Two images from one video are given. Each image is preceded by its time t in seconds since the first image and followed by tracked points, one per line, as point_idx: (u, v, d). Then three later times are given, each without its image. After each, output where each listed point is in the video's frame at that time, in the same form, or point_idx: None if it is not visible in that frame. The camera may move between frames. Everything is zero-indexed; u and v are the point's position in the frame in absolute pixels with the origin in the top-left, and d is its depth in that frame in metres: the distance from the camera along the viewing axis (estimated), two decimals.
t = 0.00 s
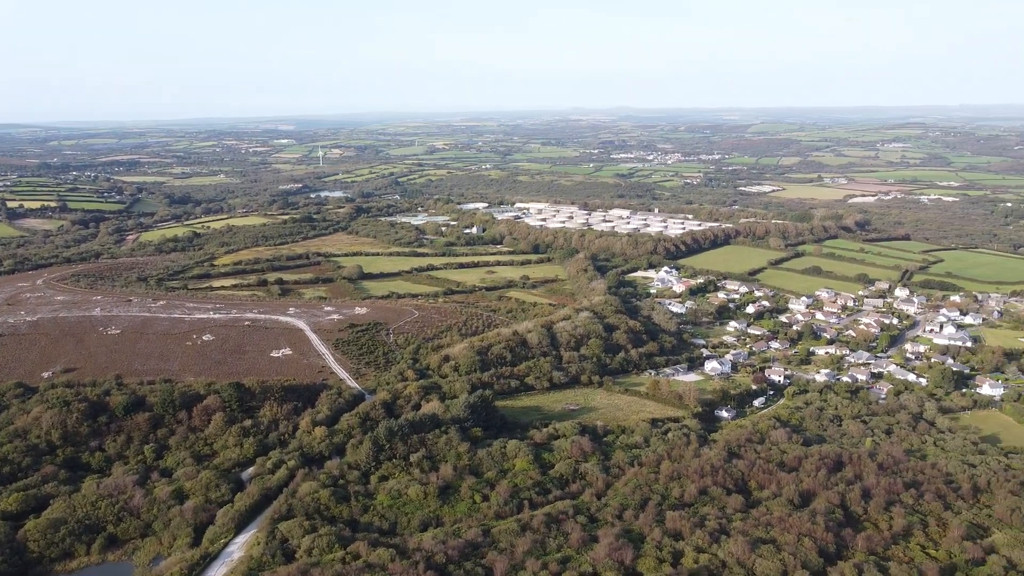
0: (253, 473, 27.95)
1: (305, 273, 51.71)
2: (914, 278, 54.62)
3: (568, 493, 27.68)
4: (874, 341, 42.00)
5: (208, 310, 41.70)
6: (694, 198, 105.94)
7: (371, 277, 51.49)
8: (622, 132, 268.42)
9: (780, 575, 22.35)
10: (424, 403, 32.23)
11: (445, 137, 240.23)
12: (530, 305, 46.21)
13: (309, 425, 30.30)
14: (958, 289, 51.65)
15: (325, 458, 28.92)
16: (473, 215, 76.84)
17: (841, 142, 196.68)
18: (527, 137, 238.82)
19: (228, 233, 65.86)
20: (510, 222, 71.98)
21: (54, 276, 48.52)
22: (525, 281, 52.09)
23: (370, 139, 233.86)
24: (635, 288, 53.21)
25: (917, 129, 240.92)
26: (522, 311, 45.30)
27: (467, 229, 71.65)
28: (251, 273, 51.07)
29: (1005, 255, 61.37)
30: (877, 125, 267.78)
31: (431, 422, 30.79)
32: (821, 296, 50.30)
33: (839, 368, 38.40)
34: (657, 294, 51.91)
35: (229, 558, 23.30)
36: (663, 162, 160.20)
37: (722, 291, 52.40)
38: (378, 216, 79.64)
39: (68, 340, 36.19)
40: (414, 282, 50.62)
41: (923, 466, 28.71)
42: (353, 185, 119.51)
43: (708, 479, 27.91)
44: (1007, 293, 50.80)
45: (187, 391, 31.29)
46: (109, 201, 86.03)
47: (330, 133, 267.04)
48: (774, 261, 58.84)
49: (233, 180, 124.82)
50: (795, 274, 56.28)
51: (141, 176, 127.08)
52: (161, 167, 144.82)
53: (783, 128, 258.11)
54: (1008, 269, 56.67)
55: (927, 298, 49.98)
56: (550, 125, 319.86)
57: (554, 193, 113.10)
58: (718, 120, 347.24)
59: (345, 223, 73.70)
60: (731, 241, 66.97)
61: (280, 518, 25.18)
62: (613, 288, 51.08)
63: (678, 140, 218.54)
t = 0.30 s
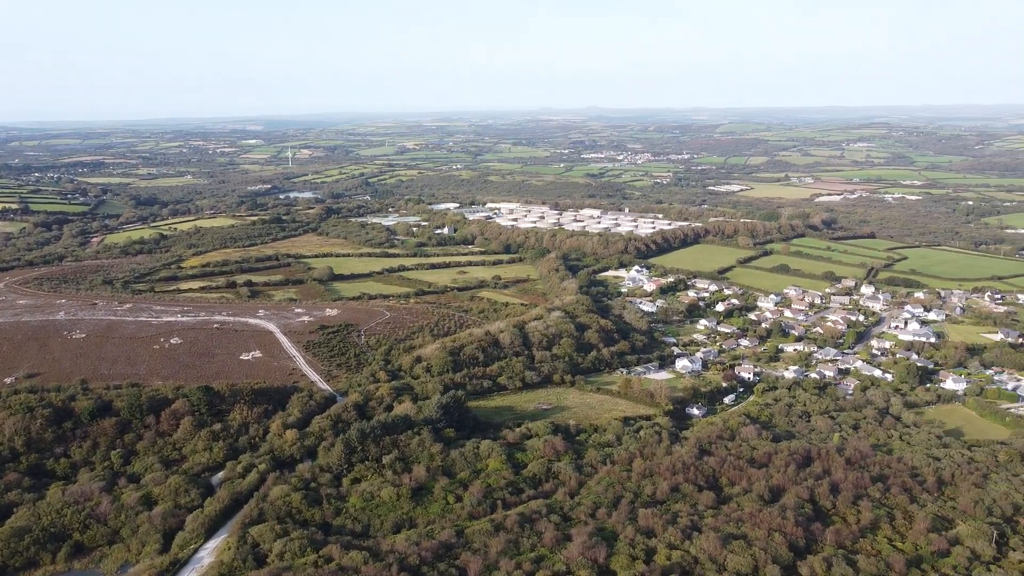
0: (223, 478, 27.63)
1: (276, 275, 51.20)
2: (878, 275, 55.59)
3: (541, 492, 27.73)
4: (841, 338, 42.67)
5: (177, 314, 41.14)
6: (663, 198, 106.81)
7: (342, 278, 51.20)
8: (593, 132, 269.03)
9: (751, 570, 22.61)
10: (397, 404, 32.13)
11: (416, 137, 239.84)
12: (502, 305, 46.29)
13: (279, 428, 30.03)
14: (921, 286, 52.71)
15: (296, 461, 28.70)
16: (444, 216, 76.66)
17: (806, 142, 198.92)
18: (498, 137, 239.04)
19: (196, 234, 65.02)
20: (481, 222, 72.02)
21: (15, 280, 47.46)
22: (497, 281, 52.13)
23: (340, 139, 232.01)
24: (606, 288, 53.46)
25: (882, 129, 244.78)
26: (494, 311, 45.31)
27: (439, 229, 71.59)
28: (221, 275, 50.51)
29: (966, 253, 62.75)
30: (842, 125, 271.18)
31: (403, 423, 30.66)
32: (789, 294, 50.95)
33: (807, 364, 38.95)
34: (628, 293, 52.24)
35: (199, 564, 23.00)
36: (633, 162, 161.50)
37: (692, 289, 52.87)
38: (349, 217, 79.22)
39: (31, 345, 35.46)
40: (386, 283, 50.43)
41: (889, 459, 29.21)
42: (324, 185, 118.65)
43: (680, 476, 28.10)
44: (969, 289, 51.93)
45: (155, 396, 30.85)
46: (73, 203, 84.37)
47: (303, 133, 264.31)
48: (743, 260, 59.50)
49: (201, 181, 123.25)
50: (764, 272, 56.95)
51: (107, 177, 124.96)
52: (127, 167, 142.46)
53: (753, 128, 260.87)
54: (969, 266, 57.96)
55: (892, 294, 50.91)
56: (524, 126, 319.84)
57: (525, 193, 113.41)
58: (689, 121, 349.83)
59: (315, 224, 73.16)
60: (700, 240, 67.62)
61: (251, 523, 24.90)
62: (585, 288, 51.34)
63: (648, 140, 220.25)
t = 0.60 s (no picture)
0: (192, 483, 27.26)
1: (245, 277, 50.65)
2: (845, 273, 56.41)
3: (514, 492, 27.73)
4: (809, 335, 43.23)
5: (143, 317, 40.55)
6: (633, 197, 107.45)
7: (313, 279, 50.83)
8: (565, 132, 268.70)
9: (723, 566, 22.82)
10: (368, 406, 31.97)
11: (385, 137, 239.16)
12: (474, 305, 46.28)
13: (250, 431, 29.73)
14: (886, 283, 53.62)
15: (267, 464, 28.43)
16: (415, 216, 76.38)
17: (774, 142, 200.81)
18: (469, 137, 238.90)
19: (162, 236, 64.08)
20: (451, 222, 71.89)
21: None
22: (469, 281, 52.09)
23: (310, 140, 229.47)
24: (578, 287, 53.65)
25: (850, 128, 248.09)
26: (466, 312, 45.26)
27: (410, 230, 71.37)
28: (188, 277, 49.89)
29: (929, 250, 63.94)
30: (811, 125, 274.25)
31: (375, 425, 30.50)
32: (758, 291, 51.52)
33: (776, 361, 39.41)
34: (599, 292, 52.47)
35: (168, 570, 22.63)
36: (602, 161, 162.45)
37: (663, 288, 53.24)
38: (319, 218, 78.64)
39: None
40: (357, 284, 50.17)
41: (856, 454, 29.64)
42: (293, 186, 117.59)
43: (652, 474, 28.26)
44: (933, 285, 52.93)
45: (121, 401, 30.37)
46: (34, 205, 82.60)
47: (275, 134, 261.14)
48: (712, 259, 60.04)
49: (167, 182, 121.53)
50: (733, 270, 57.51)
51: (70, 178, 122.66)
52: (91, 169, 139.91)
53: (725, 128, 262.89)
54: (932, 262, 59.09)
55: (858, 292, 51.73)
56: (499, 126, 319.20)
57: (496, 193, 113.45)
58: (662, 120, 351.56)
59: (284, 225, 72.51)
60: (670, 239, 68.10)
61: (222, 527, 24.57)
62: (556, 287, 51.48)
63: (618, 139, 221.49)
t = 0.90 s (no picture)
0: (161, 488, 26.84)
1: (213, 279, 50.04)
2: (812, 270, 57.17)
3: (487, 492, 27.72)
4: (777, 332, 43.78)
5: (109, 320, 39.90)
6: (603, 197, 108.05)
7: (283, 280, 50.41)
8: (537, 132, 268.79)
9: (695, 562, 23.01)
10: (340, 408, 31.79)
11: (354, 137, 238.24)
12: (445, 305, 46.25)
13: (219, 435, 29.39)
14: (852, 280, 54.44)
15: (237, 468, 28.14)
16: (386, 217, 76.05)
17: (742, 142, 202.53)
18: (440, 137, 238.45)
19: (128, 238, 63.09)
20: (422, 223, 71.78)
21: None
22: (440, 282, 52.05)
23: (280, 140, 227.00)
24: (549, 287, 53.79)
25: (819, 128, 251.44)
26: (437, 312, 45.17)
27: (380, 231, 71.12)
28: (155, 280, 49.24)
29: (893, 247, 65.15)
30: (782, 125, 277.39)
31: (347, 427, 30.33)
32: (727, 289, 52.03)
33: (745, 359, 39.87)
34: (571, 292, 52.69)
35: None
36: (572, 161, 163.28)
37: (634, 287, 53.58)
38: (289, 219, 78.01)
39: None
40: (328, 285, 49.85)
41: (825, 449, 30.04)
42: (260, 186, 116.37)
43: (624, 472, 28.40)
44: (898, 282, 53.93)
45: (87, 406, 29.87)
46: None
47: (247, 134, 257.99)
48: (682, 258, 60.57)
49: (133, 183, 119.59)
50: (703, 269, 58.03)
51: (32, 180, 120.06)
52: (53, 170, 137.10)
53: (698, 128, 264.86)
54: (896, 260, 60.19)
55: (825, 289, 52.49)
56: (474, 126, 318.34)
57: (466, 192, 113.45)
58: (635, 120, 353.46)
59: (252, 226, 71.76)
60: (641, 238, 68.57)
61: (191, 533, 24.21)
62: (528, 287, 51.63)
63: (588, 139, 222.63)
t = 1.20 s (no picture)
0: (129, 493, 26.39)
1: (181, 282, 49.39)
2: (780, 268, 57.91)
3: (460, 492, 27.69)
4: (746, 329, 44.28)
5: (74, 324, 39.17)
6: (574, 196, 108.48)
7: (252, 282, 49.91)
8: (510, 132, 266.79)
9: (667, 559, 23.19)
10: (311, 410, 31.55)
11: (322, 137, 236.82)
12: (417, 306, 46.13)
13: (188, 439, 29.04)
14: (819, 278, 55.25)
15: (206, 472, 27.80)
16: (356, 218, 75.67)
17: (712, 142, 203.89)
18: (410, 137, 237.68)
19: (92, 241, 61.96)
20: (393, 223, 71.67)
21: None
22: (412, 282, 51.92)
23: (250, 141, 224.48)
24: (521, 287, 53.89)
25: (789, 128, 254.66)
26: (408, 313, 45.05)
27: (351, 232, 70.77)
28: (121, 283, 48.55)
29: (858, 245, 66.26)
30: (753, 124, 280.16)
31: (318, 429, 30.14)
32: (697, 288, 52.51)
33: (716, 356, 40.28)
34: (543, 291, 52.84)
35: None
36: (543, 161, 163.94)
37: (605, 286, 53.87)
38: (257, 220, 77.24)
39: None
40: (299, 286, 49.46)
41: (793, 444, 30.40)
42: (228, 187, 114.93)
43: (597, 470, 28.51)
44: (863, 279, 54.86)
45: (51, 412, 29.30)
46: None
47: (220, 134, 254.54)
48: (652, 257, 61.02)
49: (97, 185, 117.36)
50: (673, 268, 58.53)
51: None
52: (13, 171, 133.91)
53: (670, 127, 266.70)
54: (862, 257, 61.22)
55: (793, 287, 53.21)
56: (449, 125, 317.69)
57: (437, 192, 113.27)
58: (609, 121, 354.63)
59: (220, 227, 70.90)
60: (611, 238, 68.94)
61: (160, 539, 23.86)
62: (500, 287, 51.71)
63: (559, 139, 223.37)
